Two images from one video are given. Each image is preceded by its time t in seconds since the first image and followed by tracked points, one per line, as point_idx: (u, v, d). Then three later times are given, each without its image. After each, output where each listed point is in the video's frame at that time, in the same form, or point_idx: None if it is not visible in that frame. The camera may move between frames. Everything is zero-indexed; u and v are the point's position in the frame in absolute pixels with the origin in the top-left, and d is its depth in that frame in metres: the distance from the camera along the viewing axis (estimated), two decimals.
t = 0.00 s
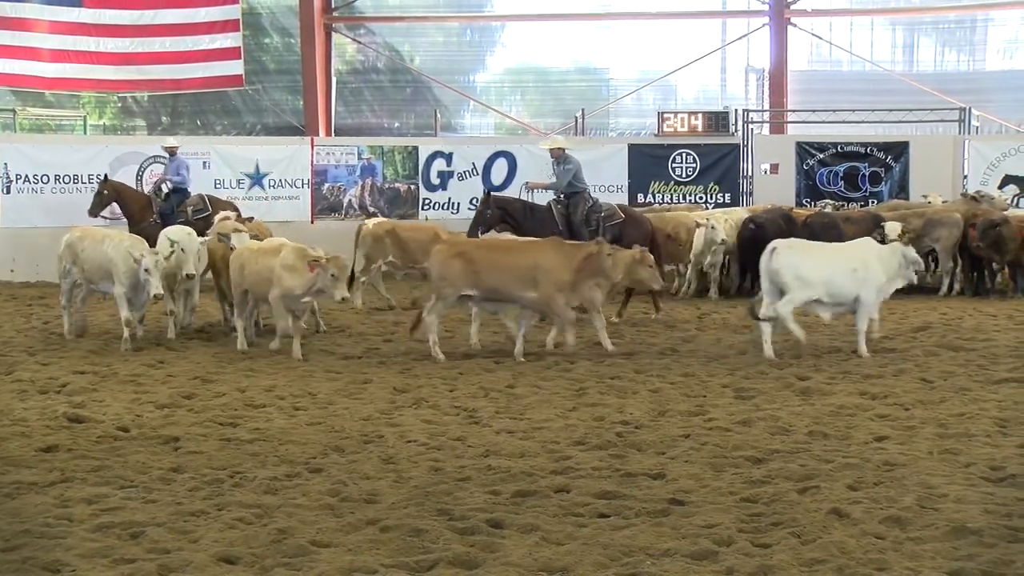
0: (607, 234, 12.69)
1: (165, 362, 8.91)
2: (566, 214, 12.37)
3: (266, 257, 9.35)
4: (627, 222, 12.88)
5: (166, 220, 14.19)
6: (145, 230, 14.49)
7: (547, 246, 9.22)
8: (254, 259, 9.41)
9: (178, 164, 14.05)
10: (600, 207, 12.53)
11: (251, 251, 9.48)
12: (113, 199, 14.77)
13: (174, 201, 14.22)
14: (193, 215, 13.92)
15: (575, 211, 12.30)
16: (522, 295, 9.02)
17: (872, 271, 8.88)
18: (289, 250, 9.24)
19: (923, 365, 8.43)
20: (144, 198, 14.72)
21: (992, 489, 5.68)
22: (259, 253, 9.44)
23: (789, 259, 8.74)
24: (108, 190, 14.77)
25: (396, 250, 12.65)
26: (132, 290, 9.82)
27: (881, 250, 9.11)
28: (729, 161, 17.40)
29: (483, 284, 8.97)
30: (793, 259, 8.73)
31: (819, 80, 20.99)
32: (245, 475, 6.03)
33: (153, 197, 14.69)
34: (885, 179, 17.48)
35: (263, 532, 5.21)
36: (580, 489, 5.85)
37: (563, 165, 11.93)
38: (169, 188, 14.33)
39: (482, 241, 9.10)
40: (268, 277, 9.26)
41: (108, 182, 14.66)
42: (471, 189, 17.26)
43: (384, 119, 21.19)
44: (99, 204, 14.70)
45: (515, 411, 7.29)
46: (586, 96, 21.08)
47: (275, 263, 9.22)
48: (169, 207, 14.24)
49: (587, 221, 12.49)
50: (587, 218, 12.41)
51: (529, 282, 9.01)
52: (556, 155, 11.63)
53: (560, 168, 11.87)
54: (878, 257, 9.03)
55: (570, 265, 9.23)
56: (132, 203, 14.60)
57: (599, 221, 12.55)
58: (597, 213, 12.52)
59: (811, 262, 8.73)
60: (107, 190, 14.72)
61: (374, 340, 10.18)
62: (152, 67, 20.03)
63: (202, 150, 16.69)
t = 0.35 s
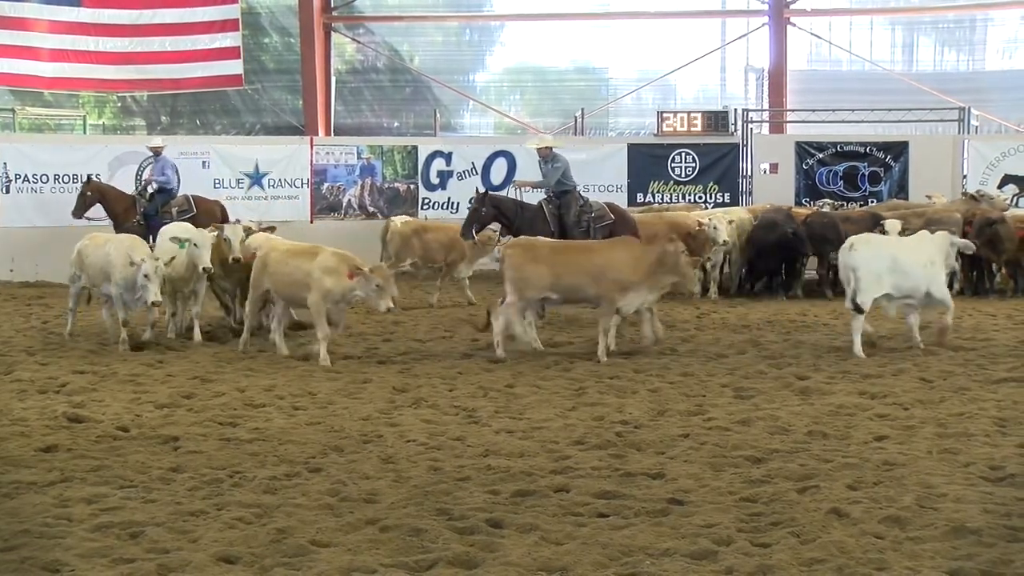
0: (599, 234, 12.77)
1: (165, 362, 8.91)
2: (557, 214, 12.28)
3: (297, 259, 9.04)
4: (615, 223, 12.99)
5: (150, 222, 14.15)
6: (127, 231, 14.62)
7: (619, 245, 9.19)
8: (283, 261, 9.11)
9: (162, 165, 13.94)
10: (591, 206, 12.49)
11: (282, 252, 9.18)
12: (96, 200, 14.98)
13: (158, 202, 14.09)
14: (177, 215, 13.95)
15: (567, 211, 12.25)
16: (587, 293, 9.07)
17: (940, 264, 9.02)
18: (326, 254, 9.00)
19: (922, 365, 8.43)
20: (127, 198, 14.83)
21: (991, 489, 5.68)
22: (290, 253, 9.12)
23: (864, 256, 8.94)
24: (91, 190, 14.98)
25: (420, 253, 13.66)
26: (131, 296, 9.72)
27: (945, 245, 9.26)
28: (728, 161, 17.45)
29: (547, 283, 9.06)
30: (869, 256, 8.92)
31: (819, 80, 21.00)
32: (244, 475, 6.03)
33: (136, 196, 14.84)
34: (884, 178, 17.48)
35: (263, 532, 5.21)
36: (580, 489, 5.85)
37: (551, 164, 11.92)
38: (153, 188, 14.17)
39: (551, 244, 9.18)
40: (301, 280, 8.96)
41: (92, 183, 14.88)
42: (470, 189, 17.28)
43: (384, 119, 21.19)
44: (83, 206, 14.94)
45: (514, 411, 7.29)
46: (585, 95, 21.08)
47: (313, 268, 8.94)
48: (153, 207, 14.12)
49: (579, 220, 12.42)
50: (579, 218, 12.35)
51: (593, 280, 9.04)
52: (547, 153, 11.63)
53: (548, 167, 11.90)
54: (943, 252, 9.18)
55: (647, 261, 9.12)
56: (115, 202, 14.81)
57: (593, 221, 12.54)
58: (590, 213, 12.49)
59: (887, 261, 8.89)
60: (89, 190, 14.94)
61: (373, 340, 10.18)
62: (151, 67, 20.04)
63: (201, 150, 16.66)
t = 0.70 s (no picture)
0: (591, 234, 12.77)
1: (164, 361, 8.92)
2: (556, 212, 12.17)
3: (351, 261, 8.70)
4: (608, 223, 13.02)
5: (133, 222, 13.97)
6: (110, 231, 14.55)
7: (701, 244, 9.19)
8: (334, 262, 8.73)
9: (148, 165, 13.74)
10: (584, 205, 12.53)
11: (330, 254, 8.76)
12: (82, 201, 15.05)
13: (143, 202, 13.92)
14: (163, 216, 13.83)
15: (565, 210, 12.16)
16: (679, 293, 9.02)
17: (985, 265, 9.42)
18: (382, 253, 8.74)
19: (920, 364, 8.43)
20: (113, 199, 14.91)
21: (989, 488, 5.69)
22: (342, 255, 8.75)
23: (927, 254, 9.18)
24: (77, 191, 15.04)
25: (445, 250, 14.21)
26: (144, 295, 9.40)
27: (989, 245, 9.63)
28: (726, 160, 17.46)
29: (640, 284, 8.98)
30: (932, 254, 9.16)
31: (818, 79, 21.00)
32: (243, 475, 6.03)
33: (121, 197, 14.89)
34: (883, 178, 17.50)
35: (262, 531, 5.21)
36: (579, 488, 5.85)
37: (547, 162, 11.97)
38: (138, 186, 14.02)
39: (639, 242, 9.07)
40: (357, 282, 8.67)
41: (78, 184, 15.01)
42: (469, 189, 17.33)
43: (383, 118, 21.20)
44: (69, 207, 15.06)
45: (513, 410, 7.29)
46: (584, 95, 21.08)
47: (371, 268, 8.67)
48: (138, 208, 13.97)
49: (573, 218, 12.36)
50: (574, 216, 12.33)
51: (685, 282, 9.01)
52: (542, 152, 11.70)
53: (545, 165, 11.93)
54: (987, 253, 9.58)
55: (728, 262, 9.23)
56: (100, 202, 14.90)
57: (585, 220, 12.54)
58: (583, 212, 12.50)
59: (949, 260, 9.20)
60: (75, 191, 15.04)
61: (372, 339, 10.17)
62: (149, 66, 20.05)
63: (199, 149, 16.66)
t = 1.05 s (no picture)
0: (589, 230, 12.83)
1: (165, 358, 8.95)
2: (554, 211, 12.21)
3: (434, 262, 8.59)
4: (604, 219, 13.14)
5: (122, 220, 14.15)
6: (101, 228, 14.79)
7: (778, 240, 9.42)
8: (413, 265, 8.58)
9: (137, 163, 13.78)
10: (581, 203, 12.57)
11: (410, 256, 8.60)
12: (72, 197, 15.11)
13: (133, 199, 14.08)
14: (152, 213, 14.10)
15: (564, 208, 12.21)
16: (759, 289, 9.19)
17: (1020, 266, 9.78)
18: (467, 255, 8.67)
19: (919, 362, 8.46)
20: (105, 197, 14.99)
21: (988, 485, 5.72)
22: (422, 258, 8.61)
23: (974, 246, 9.53)
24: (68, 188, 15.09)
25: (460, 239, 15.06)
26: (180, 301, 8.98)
27: None
28: (726, 159, 17.50)
29: (729, 280, 9.11)
30: (979, 247, 9.51)
31: (817, 78, 21.02)
32: (245, 472, 6.06)
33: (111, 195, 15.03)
34: (882, 177, 17.53)
35: (264, 528, 5.24)
36: (580, 485, 5.88)
37: (546, 163, 11.96)
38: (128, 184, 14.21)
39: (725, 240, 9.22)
40: (440, 282, 8.53)
41: (67, 180, 15.03)
42: (469, 188, 17.32)
43: (384, 117, 21.21)
44: (59, 203, 15.04)
45: (513, 407, 7.31)
46: (584, 94, 21.08)
47: (458, 268, 8.58)
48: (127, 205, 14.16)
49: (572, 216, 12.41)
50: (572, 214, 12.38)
51: (768, 277, 9.21)
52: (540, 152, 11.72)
53: (545, 166, 11.93)
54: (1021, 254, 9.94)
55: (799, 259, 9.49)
56: (91, 198, 15.03)
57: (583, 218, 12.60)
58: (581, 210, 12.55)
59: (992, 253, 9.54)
60: (66, 187, 15.09)
61: (373, 337, 10.20)
62: (152, 65, 20.08)
63: (201, 148, 16.71)
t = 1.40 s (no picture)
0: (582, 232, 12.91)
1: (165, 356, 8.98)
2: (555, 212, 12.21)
3: (524, 259, 8.45)
4: (594, 222, 13.30)
5: (114, 218, 14.22)
6: (92, 227, 14.76)
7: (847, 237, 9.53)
8: (505, 260, 8.42)
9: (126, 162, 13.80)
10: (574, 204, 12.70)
11: (499, 253, 8.44)
12: (61, 194, 15.12)
13: (124, 198, 14.18)
14: (143, 213, 14.18)
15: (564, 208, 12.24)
16: (840, 284, 9.24)
17: None
18: (555, 253, 8.54)
19: (916, 361, 8.50)
20: (92, 193, 15.06)
21: (984, 482, 5.76)
22: (505, 254, 8.45)
23: (1006, 241, 9.89)
24: (56, 184, 15.09)
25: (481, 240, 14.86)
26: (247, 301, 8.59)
27: None
28: (723, 159, 17.55)
29: (812, 275, 9.18)
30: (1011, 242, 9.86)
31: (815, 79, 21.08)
32: (245, 470, 6.09)
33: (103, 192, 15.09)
34: (879, 176, 17.48)
35: (265, 525, 5.28)
36: (578, 483, 5.92)
37: (545, 164, 11.99)
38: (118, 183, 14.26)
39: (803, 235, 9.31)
40: (526, 278, 8.40)
41: (57, 176, 15.03)
42: (468, 187, 17.36)
43: (384, 117, 21.24)
44: (49, 199, 15.06)
45: (513, 406, 7.35)
46: (583, 93, 21.13)
47: (548, 265, 8.45)
48: (118, 203, 14.21)
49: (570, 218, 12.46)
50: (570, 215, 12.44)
51: (845, 271, 9.25)
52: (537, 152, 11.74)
53: (543, 167, 11.97)
54: None
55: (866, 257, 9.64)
56: (82, 195, 15.07)
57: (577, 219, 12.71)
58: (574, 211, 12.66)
59: None
60: (55, 182, 15.07)
61: (372, 335, 10.24)
62: (153, 66, 20.12)
63: (202, 148, 16.72)
